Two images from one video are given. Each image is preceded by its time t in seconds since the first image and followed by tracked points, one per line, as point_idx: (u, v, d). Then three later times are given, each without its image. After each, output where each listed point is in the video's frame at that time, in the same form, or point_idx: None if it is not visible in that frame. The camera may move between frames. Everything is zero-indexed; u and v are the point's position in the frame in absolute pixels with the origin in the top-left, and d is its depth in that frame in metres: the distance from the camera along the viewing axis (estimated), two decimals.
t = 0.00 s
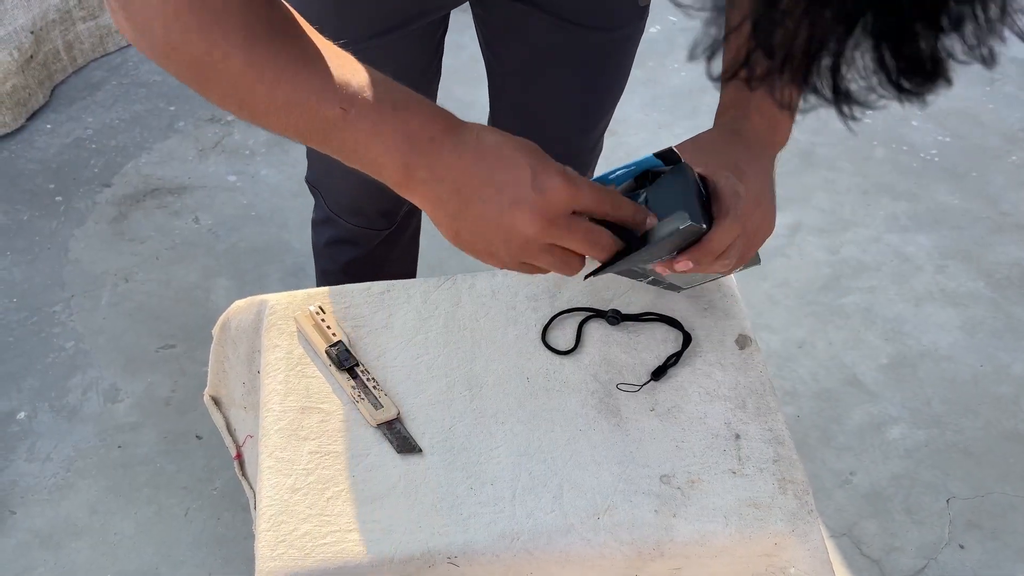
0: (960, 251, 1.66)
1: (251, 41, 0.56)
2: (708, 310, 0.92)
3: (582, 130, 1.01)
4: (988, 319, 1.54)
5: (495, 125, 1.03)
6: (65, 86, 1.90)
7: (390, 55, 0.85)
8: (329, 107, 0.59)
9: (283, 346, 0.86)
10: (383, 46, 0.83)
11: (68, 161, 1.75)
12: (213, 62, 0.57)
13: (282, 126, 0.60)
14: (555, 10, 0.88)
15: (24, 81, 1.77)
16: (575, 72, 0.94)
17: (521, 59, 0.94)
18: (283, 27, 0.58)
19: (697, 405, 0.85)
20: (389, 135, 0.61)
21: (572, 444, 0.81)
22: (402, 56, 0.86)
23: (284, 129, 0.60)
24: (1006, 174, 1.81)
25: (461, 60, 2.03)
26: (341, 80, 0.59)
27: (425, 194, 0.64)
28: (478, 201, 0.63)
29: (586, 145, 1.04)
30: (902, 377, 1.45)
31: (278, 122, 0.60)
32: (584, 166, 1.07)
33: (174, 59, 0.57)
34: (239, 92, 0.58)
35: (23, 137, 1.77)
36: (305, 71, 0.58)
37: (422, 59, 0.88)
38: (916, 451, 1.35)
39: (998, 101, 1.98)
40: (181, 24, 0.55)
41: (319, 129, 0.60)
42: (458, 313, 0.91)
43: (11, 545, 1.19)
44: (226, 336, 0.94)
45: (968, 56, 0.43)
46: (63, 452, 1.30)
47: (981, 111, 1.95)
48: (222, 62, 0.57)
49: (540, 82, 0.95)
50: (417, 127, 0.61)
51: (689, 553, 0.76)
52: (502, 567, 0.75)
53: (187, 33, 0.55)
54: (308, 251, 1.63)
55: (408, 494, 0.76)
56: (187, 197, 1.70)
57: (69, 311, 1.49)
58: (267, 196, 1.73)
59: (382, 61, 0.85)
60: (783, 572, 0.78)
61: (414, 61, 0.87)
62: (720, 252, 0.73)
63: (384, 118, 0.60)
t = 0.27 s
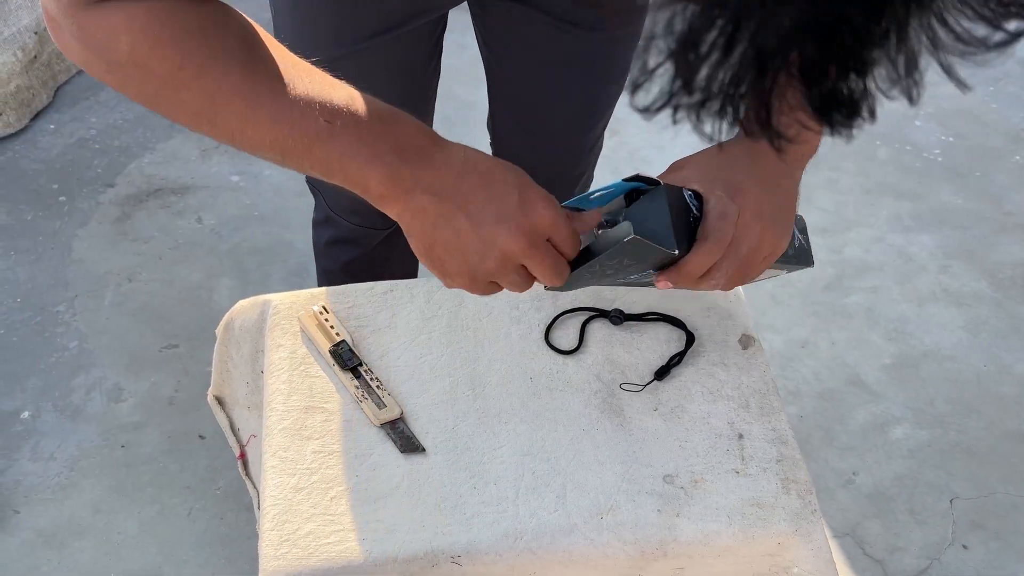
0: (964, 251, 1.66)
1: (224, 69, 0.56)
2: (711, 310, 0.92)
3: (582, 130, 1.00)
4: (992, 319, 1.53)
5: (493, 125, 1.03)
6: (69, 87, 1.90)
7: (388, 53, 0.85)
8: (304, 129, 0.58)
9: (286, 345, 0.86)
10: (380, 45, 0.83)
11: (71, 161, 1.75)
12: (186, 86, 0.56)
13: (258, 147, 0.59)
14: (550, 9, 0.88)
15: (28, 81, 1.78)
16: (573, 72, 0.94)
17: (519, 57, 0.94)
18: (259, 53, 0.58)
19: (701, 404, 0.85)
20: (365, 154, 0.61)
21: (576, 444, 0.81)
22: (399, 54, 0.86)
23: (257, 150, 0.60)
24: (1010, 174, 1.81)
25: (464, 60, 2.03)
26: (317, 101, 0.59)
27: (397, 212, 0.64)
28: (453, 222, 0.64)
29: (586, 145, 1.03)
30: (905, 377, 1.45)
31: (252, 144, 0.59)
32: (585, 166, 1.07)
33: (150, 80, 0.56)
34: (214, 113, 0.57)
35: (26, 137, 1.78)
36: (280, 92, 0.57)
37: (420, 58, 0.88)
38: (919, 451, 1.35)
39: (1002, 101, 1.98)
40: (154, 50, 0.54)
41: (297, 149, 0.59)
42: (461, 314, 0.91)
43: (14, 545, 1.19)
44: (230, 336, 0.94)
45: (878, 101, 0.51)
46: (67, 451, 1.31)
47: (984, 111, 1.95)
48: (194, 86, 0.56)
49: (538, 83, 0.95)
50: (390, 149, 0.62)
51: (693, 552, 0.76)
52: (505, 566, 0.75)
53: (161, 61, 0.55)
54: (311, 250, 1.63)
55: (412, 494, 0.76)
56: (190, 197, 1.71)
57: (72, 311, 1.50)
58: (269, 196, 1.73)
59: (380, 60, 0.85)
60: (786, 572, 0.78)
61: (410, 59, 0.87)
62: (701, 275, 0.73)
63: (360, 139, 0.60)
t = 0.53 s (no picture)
0: (967, 252, 1.65)
1: (262, 75, 0.54)
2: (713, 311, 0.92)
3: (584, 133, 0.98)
4: (995, 319, 1.53)
5: (496, 122, 1.02)
6: (71, 87, 1.90)
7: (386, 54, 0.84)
8: (333, 138, 0.58)
9: (288, 346, 0.86)
10: (379, 45, 0.83)
11: (73, 161, 1.75)
12: (221, 90, 0.54)
13: (283, 149, 0.58)
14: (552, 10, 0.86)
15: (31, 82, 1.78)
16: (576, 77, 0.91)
17: (519, 65, 0.91)
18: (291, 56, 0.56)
19: (703, 406, 0.85)
20: (386, 160, 0.60)
21: (577, 446, 0.81)
22: (397, 54, 0.85)
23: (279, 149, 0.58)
24: (1013, 174, 1.80)
25: (466, 60, 2.03)
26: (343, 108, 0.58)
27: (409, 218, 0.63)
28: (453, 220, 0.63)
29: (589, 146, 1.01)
30: (908, 378, 1.44)
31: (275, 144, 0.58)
32: (588, 165, 1.05)
33: (180, 78, 0.54)
34: (243, 116, 0.55)
35: (29, 137, 1.78)
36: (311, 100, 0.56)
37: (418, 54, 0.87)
38: (922, 452, 1.34)
39: (1005, 101, 1.97)
40: (193, 53, 0.52)
41: (319, 156, 0.59)
42: (462, 314, 0.91)
43: (17, 545, 1.19)
44: (231, 337, 0.94)
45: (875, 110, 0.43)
46: (69, 452, 1.31)
47: (987, 111, 1.94)
48: (230, 90, 0.54)
49: (539, 92, 0.93)
50: (410, 157, 0.61)
51: (695, 554, 0.76)
52: (507, 568, 0.74)
53: (199, 64, 0.53)
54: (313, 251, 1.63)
55: (414, 495, 0.76)
56: (192, 198, 1.71)
57: (75, 311, 1.50)
58: (271, 196, 1.74)
59: (378, 60, 0.85)
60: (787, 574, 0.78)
61: (409, 59, 0.87)
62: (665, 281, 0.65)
63: (382, 148, 0.60)
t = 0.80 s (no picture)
0: (970, 252, 1.65)
1: (276, 93, 0.58)
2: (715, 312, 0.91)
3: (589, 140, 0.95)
4: (998, 320, 1.53)
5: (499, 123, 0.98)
6: (73, 87, 1.90)
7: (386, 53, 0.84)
8: (337, 153, 0.62)
9: (289, 348, 0.86)
10: (378, 46, 0.83)
11: (75, 161, 1.75)
12: (237, 103, 0.57)
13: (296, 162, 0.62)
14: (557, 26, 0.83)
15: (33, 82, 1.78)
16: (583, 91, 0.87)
17: (521, 69, 0.87)
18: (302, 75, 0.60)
19: (705, 407, 0.84)
20: (383, 175, 0.64)
21: (579, 448, 0.81)
22: (397, 54, 0.85)
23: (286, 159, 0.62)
24: (1017, 175, 1.80)
25: (467, 60, 2.03)
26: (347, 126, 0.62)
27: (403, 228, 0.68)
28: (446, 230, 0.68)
29: (595, 150, 0.98)
30: (911, 379, 1.44)
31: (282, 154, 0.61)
32: (593, 165, 1.02)
33: (197, 88, 0.57)
34: (255, 128, 0.59)
35: (31, 137, 1.78)
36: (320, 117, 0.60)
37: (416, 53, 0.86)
38: (925, 453, 1.34)
39: (1009, 100, 1.96)
40: (213, 67, 0.55)
41: (322, 169, 0.62)
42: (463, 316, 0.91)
43: (19, 545, 1.20)
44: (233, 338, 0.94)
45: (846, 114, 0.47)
46: (71, 452, 1.31)
47: (990, 111, 1.94)
48: (245, 105, 0.57)
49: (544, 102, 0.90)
50: (405, 172, 0.66)
51: (697, 556, 0.76)
52: (509, 570, 0.74)
53: (218, 78, 0.56)
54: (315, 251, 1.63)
55: (415, 497, 0.76)
56: (194, 198, 1.71)
57: (77, 311, 1.50)
58: (273, 196, 1.73)
59: (378, 61, 0.85)
60: None
61: (408, 58, 0.86)
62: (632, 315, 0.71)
63: (381, 164, 0.64)
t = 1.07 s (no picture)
0: (972, 252, 1.65)
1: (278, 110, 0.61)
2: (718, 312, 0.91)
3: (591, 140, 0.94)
4: (1000, 320, 1.53)
5: (502, 122, 0.97)
6: (76, 87, 1.90)
7: (390, 52, 0.84)
8: (336, 169, 0.65)
9: (293, 348, 0.86)
10: (381, 45, 0.83)
11: (78, 161, 1.75)
12: (241, 118, 0.60)
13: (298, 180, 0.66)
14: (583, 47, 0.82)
15: (35, 82, 1.78)
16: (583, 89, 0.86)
17: (524, 67, 0.86)
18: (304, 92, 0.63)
19: (708, 408, 0.84)
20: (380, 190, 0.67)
21: (582, 448, 0.81)
22: (401, 54, 0.85)
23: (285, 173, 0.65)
24: (1020, 174, 1.79)
25: (469, 60, 2.03)
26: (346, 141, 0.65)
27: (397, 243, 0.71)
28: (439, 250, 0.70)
29: (597, 152, 0.97)
30: (913, 379, 1.44)
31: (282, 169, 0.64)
32: (596, 167, 1.01)
33: (204, 102, 0.60)
34: (258, 143, 0.62)
35: (34, 137, 1.78)
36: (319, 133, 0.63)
37: (417, 50, 0.86)
38: (927, 453, 1.34)
39: (1011, 100, 1.96)
40: (220, 82, 0.58)
41: (320, 184, 0.65)
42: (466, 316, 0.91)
43: (22, 545, 1.20)
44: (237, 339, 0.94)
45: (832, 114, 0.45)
46: (74, 452, 1.31)
47: (993, 111, 1.93)
48: (249, 121, 0.60)
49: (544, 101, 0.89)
50: (400, 190, 0.68)
51: (701, 557, 0.76)
52: (512, 570, 0.74)
53: (224, 95, 0.59)
54: (317, 251, 1.63)
55: (419, 497, 0.76)
56: (196, 198, 1.71)
57: (80, 311, 1.50)
58: (275, 196, 1.73)
59: (382, 59, 0.85)
60: None
61: (411, 58, 0.87)
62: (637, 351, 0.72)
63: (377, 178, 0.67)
